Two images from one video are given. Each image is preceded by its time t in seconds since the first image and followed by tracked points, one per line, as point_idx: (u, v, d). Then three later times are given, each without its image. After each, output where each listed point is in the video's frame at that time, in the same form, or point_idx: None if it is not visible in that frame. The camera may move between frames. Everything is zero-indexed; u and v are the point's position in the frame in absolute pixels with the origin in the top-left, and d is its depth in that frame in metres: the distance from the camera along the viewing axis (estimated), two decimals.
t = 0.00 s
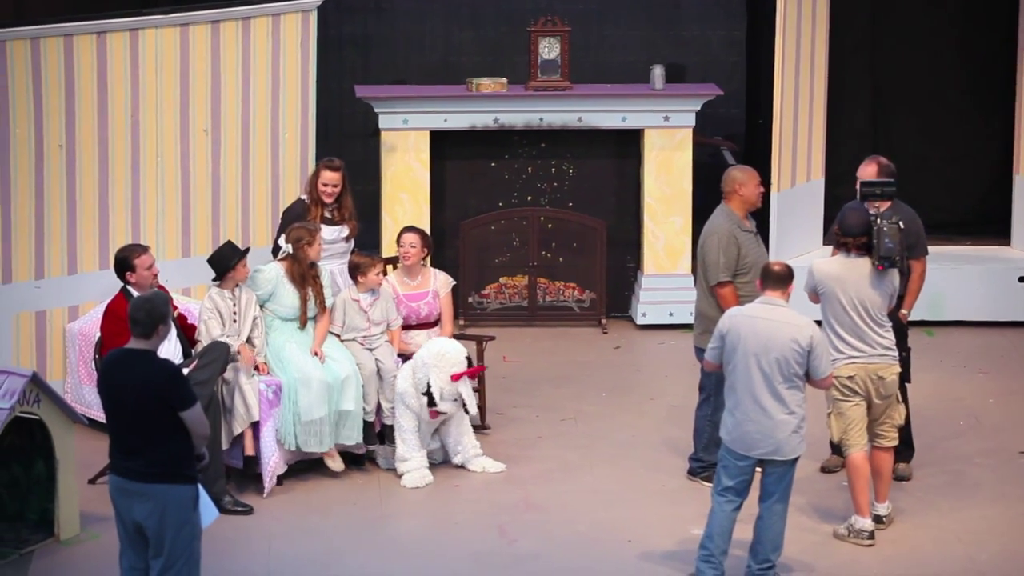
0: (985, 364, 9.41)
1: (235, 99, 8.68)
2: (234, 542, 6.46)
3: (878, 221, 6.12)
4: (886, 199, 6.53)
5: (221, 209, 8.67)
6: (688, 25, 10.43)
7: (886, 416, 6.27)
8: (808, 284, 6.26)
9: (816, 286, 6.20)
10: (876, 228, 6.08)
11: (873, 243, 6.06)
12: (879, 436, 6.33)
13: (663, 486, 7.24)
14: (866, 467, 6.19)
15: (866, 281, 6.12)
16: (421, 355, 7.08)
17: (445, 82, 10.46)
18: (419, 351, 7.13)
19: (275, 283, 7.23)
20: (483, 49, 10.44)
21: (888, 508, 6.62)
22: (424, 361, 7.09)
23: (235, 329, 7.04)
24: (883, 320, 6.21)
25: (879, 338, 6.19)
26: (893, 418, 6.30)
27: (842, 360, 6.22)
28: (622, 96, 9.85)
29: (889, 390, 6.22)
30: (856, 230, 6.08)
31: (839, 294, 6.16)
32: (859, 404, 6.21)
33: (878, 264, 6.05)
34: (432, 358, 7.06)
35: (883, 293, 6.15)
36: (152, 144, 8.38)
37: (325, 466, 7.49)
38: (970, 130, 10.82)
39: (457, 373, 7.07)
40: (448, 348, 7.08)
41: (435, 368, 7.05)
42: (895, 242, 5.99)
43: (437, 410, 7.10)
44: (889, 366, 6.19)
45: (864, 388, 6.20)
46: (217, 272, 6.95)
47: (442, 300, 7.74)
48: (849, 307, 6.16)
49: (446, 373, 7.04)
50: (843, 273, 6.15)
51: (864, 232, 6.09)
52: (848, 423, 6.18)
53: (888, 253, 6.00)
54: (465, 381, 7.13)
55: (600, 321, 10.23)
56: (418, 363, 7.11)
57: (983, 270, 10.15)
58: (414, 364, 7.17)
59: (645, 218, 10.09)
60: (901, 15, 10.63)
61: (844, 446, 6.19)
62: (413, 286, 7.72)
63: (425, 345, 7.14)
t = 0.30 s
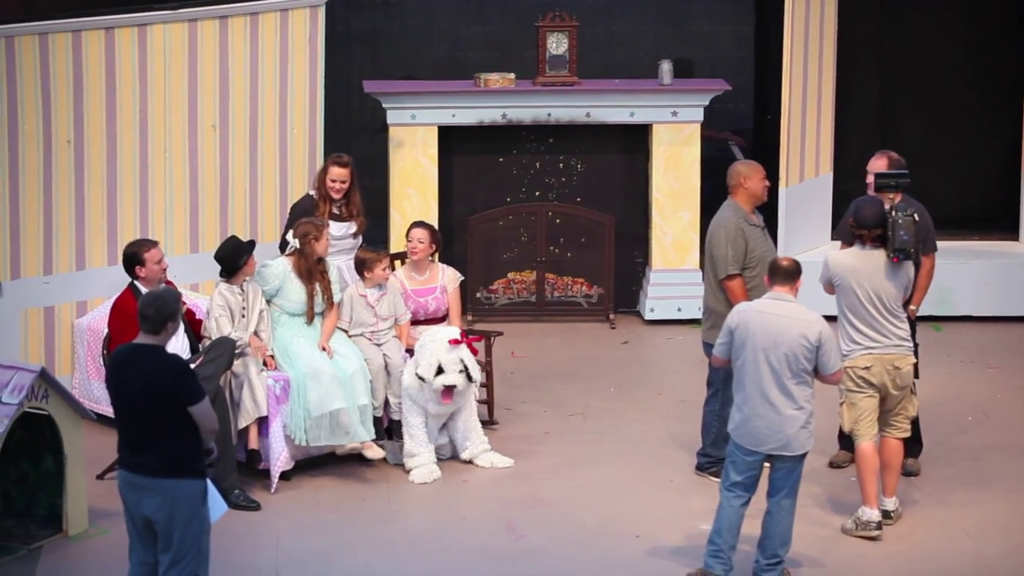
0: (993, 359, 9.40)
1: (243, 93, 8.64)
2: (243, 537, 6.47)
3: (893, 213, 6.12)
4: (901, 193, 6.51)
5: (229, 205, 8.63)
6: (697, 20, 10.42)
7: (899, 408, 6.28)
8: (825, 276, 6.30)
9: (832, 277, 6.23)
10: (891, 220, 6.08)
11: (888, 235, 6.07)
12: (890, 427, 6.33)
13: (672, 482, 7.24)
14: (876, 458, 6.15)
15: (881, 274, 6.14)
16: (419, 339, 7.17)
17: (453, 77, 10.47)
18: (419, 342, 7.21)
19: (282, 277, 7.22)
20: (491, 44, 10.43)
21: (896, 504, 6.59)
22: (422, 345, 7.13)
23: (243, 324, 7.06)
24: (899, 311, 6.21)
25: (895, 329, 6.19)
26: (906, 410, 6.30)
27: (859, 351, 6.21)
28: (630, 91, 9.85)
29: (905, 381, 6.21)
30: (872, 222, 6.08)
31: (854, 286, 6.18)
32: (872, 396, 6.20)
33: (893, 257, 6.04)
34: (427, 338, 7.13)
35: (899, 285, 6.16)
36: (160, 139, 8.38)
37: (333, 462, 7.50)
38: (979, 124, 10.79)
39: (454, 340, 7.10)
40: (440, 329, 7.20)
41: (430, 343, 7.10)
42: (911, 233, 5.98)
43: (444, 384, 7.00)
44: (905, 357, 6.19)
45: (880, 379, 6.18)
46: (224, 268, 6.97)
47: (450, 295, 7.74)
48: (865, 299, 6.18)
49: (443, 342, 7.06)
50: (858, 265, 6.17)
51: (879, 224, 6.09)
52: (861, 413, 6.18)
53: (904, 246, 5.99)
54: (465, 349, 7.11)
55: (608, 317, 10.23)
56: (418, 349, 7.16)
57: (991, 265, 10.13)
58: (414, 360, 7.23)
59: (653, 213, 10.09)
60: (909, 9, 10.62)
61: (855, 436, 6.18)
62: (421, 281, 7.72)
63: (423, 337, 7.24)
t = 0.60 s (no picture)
0: (1002, 354, 9.38)
1: (252, 88, 8.62)
2: (252, 532, 6.48)
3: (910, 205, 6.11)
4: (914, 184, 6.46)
5: (238, 201, 8.60)
6: (706, 15, 10.41)
7: (911, 401, 6.27)
8: (842, 269, 6.29)
9: (850, 271, 6.23)
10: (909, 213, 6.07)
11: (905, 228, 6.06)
12: (901, 420, 6.30)
13: (680, 477, 7.24)
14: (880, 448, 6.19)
15: (899, 266, 6.13)
16: (433, 339, 7.15)
17: (462, 72, 10.47)
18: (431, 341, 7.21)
19: (290, 272, 7.25)
20: (499, 39, 10.44)
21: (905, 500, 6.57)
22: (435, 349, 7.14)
23: (250, 319, 7.04)
24: (916, 303, 6.21)
25: (912, 321, 6.20)
26: (919, 403, 6.29)
27: (876, 344, 6.22)
28: (638, 85, 9.84)
29: (922, 373, 6.23)
30: (890, 215, 6.07)
31: (872, 278, 6.17)
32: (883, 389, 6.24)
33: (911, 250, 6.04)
34: (444, 341, 7.14)
35: (916, 277, 6.14)
36: (169, 135, 8.38)
37: (342, 457, 7.51)
38: (990, 119, 10.82)
39: (473, 350, 7.11)
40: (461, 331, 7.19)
41: (449, 348, 7.12)
42: (929, 226, 5.98)
43: (455, 391, 7.10)
44: (922, 349, 6.20)
45: (897, 371, 6.22)
46: (233, 263, 6.93)
47: (458, 291, 7.79)
48: (884, 291, 6.17)
49: (461, 350, 7.10)
50: (875, 257, 6.17)
51: (896, 217, 6.07)
52: (866, 404, 6.24)
53: (921, 239, 5.98)
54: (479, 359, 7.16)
55: (617, 312, 10.23)
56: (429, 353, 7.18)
57: (1000, 260, 10.13)
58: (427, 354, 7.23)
59: (662, 208, 10.09)
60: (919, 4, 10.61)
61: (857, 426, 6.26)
62: (430, 276, 7.74)
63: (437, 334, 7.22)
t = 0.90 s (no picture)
0: (1012, 349, 9.36)
1: (260, 80, 8.61)
2: (261, 526, 6.49)
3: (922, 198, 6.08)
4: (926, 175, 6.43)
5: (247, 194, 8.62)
6: (715, 9, 10.40)
7: (920, 394, 6.26)
8: (855, 262, 6.28)
9: (861, 264, 6.23)
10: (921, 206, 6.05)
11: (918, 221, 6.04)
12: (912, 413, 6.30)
13: (689, 472, 7.24)
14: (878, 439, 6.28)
15: (912, 260, 6.11)
16: (459, 348, 7.11)
17: (471, 67, 10.48)
18: (454, 342, 7.16)
19: (299, 267, 7.28)
20: (509, 34, 10.45)
21: (914, 494, 6.60)
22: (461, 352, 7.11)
23: (259, 313, 7.07)
24: (928, 295, 6.19)
25: (923, 314, 6.19)
26: (929, 398, 6.28)
27: (886, 337, 6.22)
28: (648, 80, 9.84)
29: (932, 367, 6.22)
30: (903, 208, 6.06)
31: (885, 272, 6.16)
32: (890, 381, 6.27)
33: (924, 243, 6.03)
34: (471, 352, 7.10)
35: (928, 269, 6.12)
36: (178, 129, 8.39)
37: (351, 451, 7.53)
38: (999, 115, 10.97)
39: (495, 368, 7.14)
40: (486, 341, 7.15)
41: (474, 362, 7.10)
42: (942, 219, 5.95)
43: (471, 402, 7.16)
44: (933, 342, 6.19)
45: (905, 364, 6.23)
46: (242, 258, 6.95)
47: (468, 285, 7.75)
48: (895, 285, 6.16)
49: (485, 368, 7.10)
50: (888, 251, 6.15)
51: (908, 210, 6.07)
52: (870, 394, 6.29)
53: (933, 232, 5.97)
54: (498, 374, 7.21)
55: (626, 306, 10.23)
56: (453, 354, 7.13)
57: (1011, 256, 10.10)
58: (445, 350, 7.20)
59: (671, 202, 10.08)
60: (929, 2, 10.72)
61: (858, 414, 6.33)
62: (439, 270, 7.75)
63: (461, 337, 7.17)
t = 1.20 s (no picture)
0: None
1: (272, 78, 8.70)
2: (272, 519, 6.50)
3: (926, 190, 6.08)
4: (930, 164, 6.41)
5: (259, 187, 8.71)
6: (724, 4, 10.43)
7: (925, 386, 6.22)
8: (859, 253, 6.26)
9: (865, 254, 6.20)
10: (924, 198, 6.04)
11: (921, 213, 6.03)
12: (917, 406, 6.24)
13: (699, 465, 7.24)
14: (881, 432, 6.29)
15: (913, 251, 6.11)
16: (482, 345, 7.09)
17: (481, 60, 10.49)
18: (474, 335, 7.14)
19: (310, 261, 7.29)
20: (519, 28, 10.46)
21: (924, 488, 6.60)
22: (481, 346, 7.11)
23: (271, 307, 7.06)
24: (932, 288, 6.19)
25: (926, 307, 6.18)
26: (934, 390, 6.23)
27: (889, 329, 6.23)
28: (658, 73, 9.84)
29: (935, 359, 6.20)
30: (905, 200, 6.05)
31: (890, 265, 6.15)
32: (895, 375, 6.27)
33: (926, 235, 6.03)
34: (494, 348, 7.12)
35: (931, 261, 6.12)
36: (188, 123, 8.40)
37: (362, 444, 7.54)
38: (1012, 109, 10.90)
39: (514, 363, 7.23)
40: (507, 336, 7.19)
41: (496, 358, 7.13)
42: (945, 212, 5.96)
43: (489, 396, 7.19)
44: (936, 335, 6.18)
45: (908, 356, 6.22)
46: (252, 250, 6.98)
47: (479, 278, 7.78)
48: (898, 277, 6.16)
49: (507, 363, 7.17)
50: (891, 242, 6.14)
51: (912, 203, 6.06)
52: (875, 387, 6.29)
53: (937, 224, 5.97)
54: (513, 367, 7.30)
55: (636, 300, 10.23)
56: (473, 350, 7.12)
57: None
58: (463, 345, 7.19)
59: (682, 196, 10.07)
60: None
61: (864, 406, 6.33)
62: (451, 264, 7.76)
63: (479, 329, 7.16)
